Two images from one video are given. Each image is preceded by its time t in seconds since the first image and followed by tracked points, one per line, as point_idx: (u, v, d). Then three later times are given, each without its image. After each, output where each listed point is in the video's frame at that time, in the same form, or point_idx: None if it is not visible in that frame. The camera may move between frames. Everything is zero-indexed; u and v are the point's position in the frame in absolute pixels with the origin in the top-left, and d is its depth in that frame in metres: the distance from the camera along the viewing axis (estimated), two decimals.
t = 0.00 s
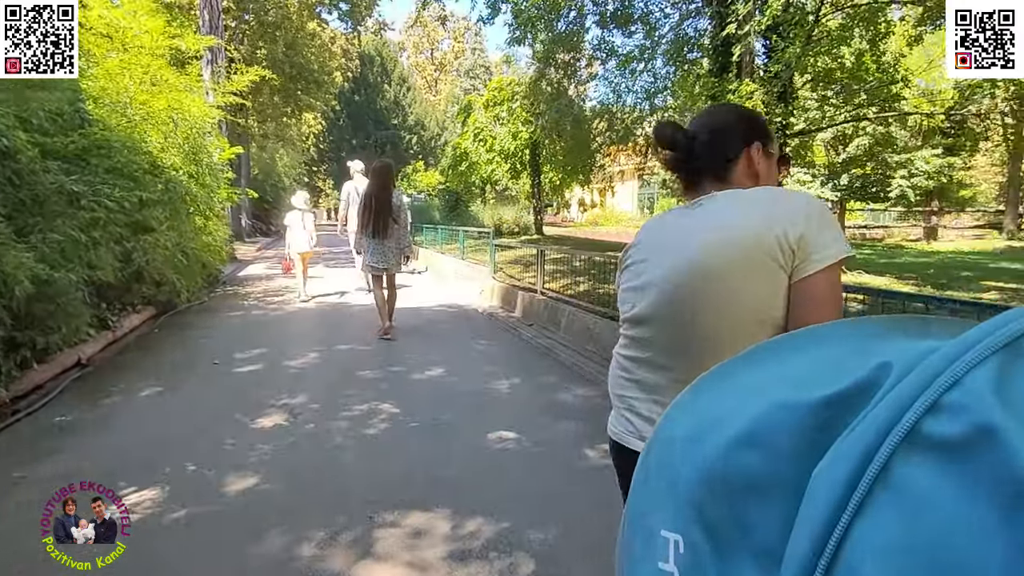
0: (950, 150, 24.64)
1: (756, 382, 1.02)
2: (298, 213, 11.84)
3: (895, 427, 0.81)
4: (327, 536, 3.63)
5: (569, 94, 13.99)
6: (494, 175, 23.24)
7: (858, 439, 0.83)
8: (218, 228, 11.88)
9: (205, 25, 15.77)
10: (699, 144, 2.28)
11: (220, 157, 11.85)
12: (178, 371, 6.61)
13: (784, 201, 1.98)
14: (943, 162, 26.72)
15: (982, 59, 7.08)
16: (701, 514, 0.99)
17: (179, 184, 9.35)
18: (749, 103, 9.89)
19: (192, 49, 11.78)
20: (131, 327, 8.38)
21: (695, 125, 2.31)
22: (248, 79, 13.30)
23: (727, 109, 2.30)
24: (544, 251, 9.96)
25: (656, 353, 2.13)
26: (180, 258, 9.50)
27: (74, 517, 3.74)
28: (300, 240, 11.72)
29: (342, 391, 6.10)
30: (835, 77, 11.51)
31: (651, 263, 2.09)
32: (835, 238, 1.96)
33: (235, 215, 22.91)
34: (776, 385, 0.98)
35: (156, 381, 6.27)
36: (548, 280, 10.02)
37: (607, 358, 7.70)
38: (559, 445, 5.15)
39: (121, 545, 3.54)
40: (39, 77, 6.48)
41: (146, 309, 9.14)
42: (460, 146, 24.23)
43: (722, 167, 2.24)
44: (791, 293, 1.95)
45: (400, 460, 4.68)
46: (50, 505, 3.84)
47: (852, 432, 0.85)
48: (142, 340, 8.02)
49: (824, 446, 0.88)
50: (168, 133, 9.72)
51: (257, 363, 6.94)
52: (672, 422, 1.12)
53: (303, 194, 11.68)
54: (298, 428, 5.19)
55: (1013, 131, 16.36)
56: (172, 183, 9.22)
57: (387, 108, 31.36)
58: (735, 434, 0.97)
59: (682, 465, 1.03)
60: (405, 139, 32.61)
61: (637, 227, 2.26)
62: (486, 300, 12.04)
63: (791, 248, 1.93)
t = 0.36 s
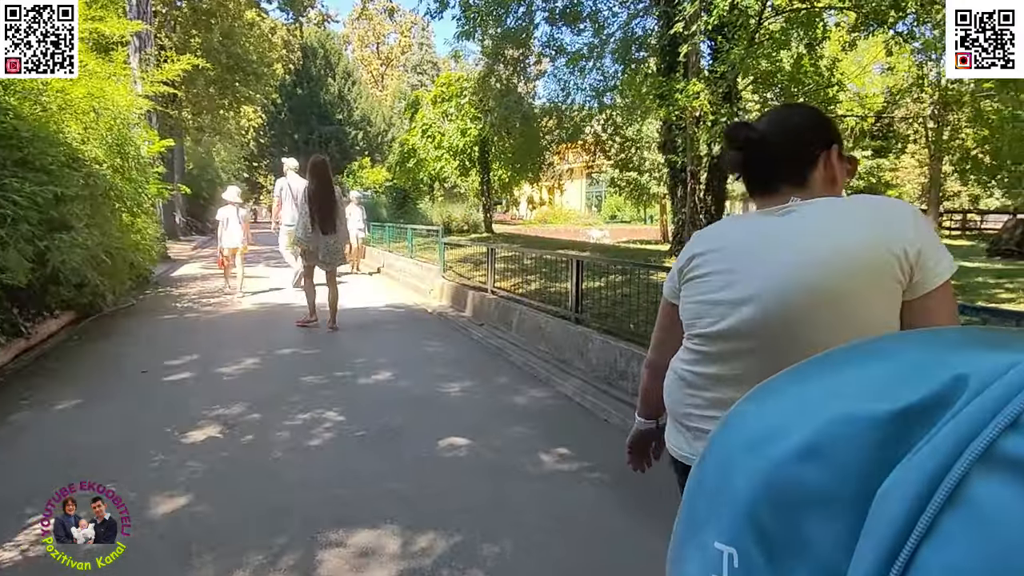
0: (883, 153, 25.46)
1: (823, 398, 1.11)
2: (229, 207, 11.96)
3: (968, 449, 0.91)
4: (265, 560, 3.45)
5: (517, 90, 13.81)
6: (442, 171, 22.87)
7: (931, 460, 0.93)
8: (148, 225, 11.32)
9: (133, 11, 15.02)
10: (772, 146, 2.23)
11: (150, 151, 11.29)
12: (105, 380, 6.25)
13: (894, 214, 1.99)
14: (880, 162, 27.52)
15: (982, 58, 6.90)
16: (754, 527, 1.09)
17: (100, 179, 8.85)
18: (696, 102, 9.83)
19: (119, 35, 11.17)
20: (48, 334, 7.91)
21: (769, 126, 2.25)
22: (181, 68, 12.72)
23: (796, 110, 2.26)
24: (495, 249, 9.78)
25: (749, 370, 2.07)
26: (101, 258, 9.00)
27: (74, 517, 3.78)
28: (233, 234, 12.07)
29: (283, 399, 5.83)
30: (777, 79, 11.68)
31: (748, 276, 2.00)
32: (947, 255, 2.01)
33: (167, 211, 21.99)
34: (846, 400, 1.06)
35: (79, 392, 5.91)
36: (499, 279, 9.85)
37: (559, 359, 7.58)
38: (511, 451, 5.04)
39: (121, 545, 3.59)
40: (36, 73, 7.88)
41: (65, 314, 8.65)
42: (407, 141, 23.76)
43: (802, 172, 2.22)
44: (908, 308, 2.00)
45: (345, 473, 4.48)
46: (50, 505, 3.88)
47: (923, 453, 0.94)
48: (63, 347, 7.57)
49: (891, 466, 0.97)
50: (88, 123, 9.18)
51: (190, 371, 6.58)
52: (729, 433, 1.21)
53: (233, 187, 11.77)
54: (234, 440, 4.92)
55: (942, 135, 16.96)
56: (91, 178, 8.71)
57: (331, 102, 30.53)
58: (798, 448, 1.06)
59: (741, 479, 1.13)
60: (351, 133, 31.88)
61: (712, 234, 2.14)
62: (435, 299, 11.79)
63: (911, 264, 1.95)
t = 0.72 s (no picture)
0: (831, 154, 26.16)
1: (849, 407, 1.22)
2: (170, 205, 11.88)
3: (994, 461, 1.01)
4: (218, 573, 3.31)
5: (477, 87, 13.78)
6: (402, 169, 22.73)
7: (957, 469, 1.03)
8: (88, 223, 10.85)
9: None
10: (772, 151, 2.35)
11: (91, 144, 10.81)
12: (42, 387, 5.96)
13: (872, 220, 2.08)
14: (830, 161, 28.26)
15: (980, 59, 8.73)
16: (777, 531, 1.21)
17: (35, 173, 8.42)
18: (655, 100, 9.90)
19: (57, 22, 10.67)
20: None
21: (768, 135, 2.38)
22: (124, 59, 12.24)
23: (795, 121, 2.38)
24: (454, 247, 9.70)
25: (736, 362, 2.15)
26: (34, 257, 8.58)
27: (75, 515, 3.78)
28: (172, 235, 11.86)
29: (235, 404, 5.64)
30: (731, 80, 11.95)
31: (735, 273, 2.08)
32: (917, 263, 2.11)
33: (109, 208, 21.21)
34: (871, 409, 1.18)
35: (17, 399, 5.62)
36: (460, 278, 9.75)
37: (521, 357, 7.51)
38: (474, 452, 4.95)
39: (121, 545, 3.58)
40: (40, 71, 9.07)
41: None
42: (365, 137, 23.48)
43: (795, 178, 2.33)
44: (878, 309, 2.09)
45: (301, 481, 4.33)
46: (50, 504, 3.87)
47: (950, 462, 1.05)
48: None
49: (917, 475, 1.08)
50: (22, 113, 8.73)
51: (134, 377, 6.32)
52: (753, 436, 1.33)
53: (173, 184, 11.42)
54: (182, 449, 4.73)
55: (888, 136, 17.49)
56: (25, 171, 8.30)
57: (285, 97, 29.88)
58: (826, 455, 1.18)
59: (767, 483, 1.25)
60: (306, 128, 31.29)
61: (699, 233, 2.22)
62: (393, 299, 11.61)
63: (884, 269, 2.04)
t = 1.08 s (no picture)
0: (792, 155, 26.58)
1: (840, 408, 1.26)
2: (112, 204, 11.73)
3: (984, 461, 1.04)
4: None
5: (443, 85, 13.70)
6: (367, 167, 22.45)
7: (946, 468, 1.06)
8: (36, 223, 10.38)
9: None
10: (716, 161, 2.57)
11: (39, 140, 10.34)
12: None
13: (789, 216, 2.33)
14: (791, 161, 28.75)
15: (981, 59, 9.48)
16: (770, 533, 1.25)
17: None
18: (621, 99, 9.87)
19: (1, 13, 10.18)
20: None
21: (710, 145, 2.60)
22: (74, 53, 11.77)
23: (737, 132, 2.61)
24: (421, 246, 9.60)
25: (678, 336, 2.48)
26: None
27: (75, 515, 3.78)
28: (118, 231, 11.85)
29: (194, 409, 5.48)
30: (694, 81, 12.05)
31: (677, 260, 2.45)
32: (830, 251, 2.30)
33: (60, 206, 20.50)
34: (862, 409, 1.22)
35: None
36: (427, 277, 9.65)
37: (489, 357, 7.45)
38: (444, 454, 4.88)
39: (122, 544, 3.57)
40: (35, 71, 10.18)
41: None
42: (330, 135, 23.19)
43: (732, 183, 2.56)
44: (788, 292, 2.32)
45: (264, 487, 4.21)
46: (50, 504, 3.86)
47: (940, 460, 1.08)
48: None
49: (908, 475, 1.12)
50: None
51: (87, 381, 6.11)
52: (748, 438, 1.38)
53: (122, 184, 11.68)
54: (138, 456, 4.57)
55: (846, 137, 17.79)
56: None
57: (246, 93, 29.25)
58: (818, 455, 1.22)
59: (760, 484, 1.29)
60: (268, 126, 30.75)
61: (660, 227, 2.61)
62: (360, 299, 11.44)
63: (790, 256, 2.29)
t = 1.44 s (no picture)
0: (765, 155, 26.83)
1: (825, 406, 1.25)
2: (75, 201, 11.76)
3: (966, 456, 1.03)
4: None
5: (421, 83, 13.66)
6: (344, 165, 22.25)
7: (928, 467, 1.06)
8: None
9: None
10: (683, 162, 2.56)
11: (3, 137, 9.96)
12: None
13: (761, 208, 2.38)
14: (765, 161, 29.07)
15: (985, 57, 10.14)
16: (758, 529, 1.23)
17: None
18: (598, 99, 9.88)
19: None
20: None
21: (678, 148, 2.59)
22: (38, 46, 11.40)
23: (704, 138, 2.61)
24: (398, 245, 9.51)
25: (662, 330, 2.46)
26: None
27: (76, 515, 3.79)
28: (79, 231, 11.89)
29: (164, 412, 5.38)
30: (671, 81, 12.13)
31: (657, 258, 2.43)
32: (798, 239, 2.37)
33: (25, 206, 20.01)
34: (845, 407, 1.21)
35: None
36: (404, 276, 9.57)
37: (468, 357, 7.41)
38: (422, 455, 4.83)
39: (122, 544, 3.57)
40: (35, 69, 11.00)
41: None
42: (305, 133, 22.98)
43: (701, 185, 2.55)
44: (764, 280, 2.35)
45: (237, 491, 4.14)
46: (51, 504, 3.86)
47: (920, 460, 1.07)
48: None
49: (891, 472, 1.11)
50: None
51: (52, 385, 5.96)
52: (735, 436, 1.35)
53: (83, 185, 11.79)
54: (106, 461, 4.47)
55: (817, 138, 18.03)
56: None
57: (218, 89, 28.85)
58: (803, 454, 1.20)
59: (746, 480, 1.27)
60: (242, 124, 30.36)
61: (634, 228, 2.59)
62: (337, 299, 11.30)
63: (767, 247, 2.33)
